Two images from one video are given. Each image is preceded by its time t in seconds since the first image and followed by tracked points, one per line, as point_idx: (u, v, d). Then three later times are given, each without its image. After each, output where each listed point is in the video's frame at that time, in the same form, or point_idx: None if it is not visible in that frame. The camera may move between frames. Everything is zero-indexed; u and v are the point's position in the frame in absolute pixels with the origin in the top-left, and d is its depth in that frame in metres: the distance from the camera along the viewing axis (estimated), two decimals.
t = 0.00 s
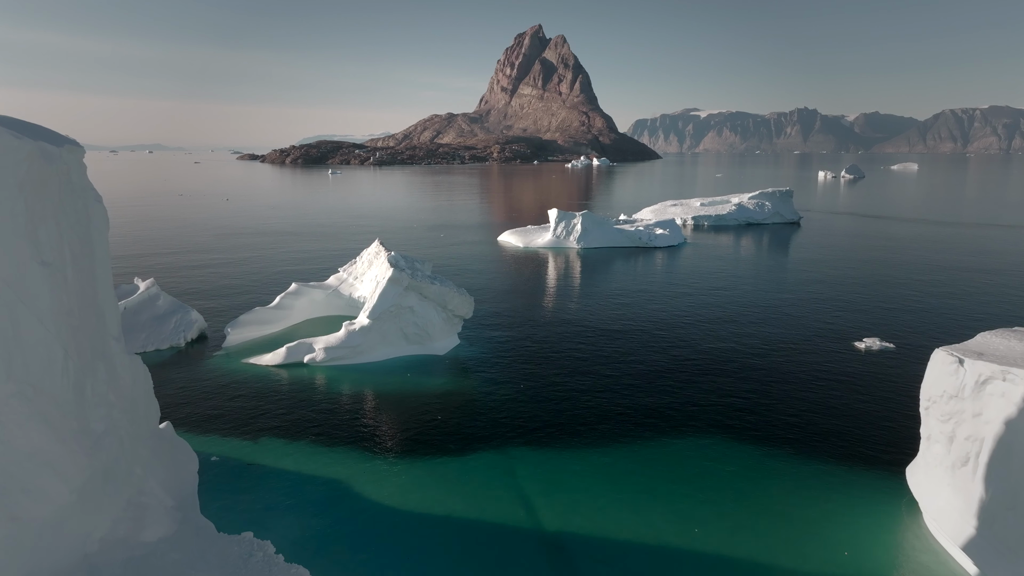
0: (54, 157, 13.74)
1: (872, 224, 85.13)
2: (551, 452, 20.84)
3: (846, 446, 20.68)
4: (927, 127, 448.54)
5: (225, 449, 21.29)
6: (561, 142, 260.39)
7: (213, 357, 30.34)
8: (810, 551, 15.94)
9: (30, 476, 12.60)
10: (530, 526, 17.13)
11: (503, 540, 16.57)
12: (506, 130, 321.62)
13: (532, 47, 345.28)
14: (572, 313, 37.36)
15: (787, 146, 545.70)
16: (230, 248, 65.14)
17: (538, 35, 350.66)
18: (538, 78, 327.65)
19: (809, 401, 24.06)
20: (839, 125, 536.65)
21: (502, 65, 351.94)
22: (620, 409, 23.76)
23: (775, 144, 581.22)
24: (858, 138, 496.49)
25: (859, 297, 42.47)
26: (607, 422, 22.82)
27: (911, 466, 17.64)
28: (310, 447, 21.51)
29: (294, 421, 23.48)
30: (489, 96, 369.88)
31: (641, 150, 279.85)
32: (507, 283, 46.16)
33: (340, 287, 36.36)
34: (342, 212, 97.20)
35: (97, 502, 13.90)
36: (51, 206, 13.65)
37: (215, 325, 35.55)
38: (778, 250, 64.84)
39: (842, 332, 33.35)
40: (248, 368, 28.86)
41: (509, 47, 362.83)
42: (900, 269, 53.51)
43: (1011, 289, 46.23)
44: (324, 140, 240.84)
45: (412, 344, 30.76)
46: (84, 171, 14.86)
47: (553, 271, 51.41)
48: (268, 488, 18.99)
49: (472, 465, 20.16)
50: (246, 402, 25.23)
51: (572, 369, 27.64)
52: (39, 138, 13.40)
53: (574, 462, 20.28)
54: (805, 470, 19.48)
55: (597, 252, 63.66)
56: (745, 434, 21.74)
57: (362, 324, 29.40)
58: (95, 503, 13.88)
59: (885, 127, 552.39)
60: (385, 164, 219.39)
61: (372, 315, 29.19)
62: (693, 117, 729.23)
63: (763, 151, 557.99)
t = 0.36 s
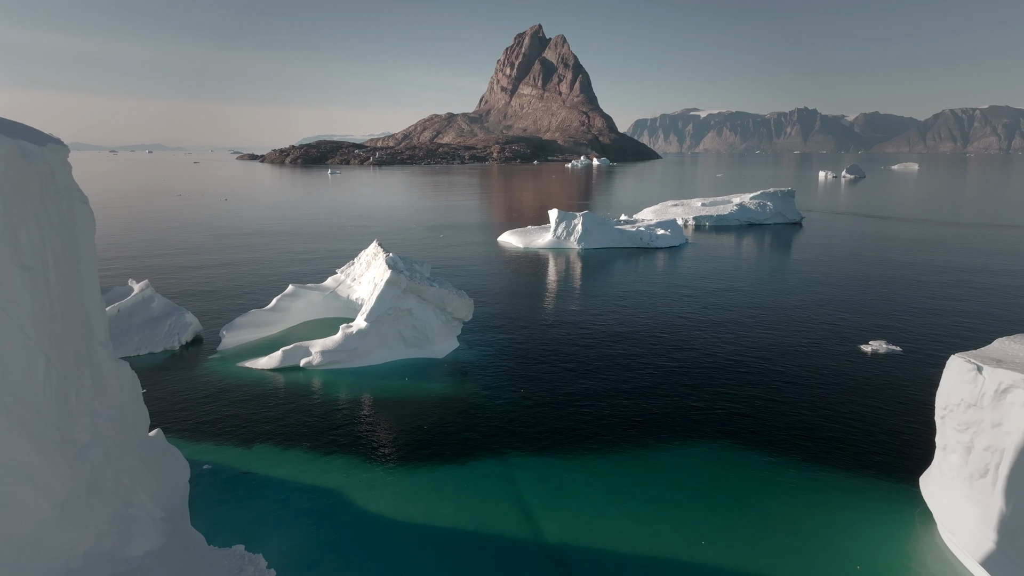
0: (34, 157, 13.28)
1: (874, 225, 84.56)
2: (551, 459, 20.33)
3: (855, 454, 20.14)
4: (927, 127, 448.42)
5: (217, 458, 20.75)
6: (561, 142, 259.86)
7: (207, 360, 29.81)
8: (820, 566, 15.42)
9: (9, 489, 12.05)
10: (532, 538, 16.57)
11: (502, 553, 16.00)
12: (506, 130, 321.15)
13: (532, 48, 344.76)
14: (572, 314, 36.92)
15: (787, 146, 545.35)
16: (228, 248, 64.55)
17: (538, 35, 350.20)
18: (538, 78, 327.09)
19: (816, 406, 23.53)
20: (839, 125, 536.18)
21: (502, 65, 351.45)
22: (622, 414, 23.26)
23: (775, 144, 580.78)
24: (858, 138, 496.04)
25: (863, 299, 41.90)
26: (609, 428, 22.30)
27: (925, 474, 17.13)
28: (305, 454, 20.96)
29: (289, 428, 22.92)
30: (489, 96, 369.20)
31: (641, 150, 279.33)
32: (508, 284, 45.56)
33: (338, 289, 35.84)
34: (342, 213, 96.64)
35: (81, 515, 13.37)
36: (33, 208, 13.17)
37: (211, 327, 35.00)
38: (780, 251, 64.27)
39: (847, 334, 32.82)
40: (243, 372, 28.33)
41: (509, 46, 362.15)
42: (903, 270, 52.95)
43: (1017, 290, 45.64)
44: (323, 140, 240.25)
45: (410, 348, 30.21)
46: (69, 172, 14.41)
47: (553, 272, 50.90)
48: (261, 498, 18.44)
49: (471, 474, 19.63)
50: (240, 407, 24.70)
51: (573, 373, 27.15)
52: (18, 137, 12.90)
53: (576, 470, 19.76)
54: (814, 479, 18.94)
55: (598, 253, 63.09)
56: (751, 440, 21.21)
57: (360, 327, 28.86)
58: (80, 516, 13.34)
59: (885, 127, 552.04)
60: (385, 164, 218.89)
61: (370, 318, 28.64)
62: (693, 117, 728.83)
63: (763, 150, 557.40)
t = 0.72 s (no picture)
0: (12, 157, 12.70)
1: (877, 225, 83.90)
2: (553, 467, 19.78)
3: (865, 462, 19.62)
4: (927, 127, 447.95)
5: (209, 467, 20.18)
6: (561, 142, 259.31)
7: (202, 364, 29.25)
8: None
9: None
10: (532, 552, 16.02)
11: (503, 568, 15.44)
12: (506, 130, 320.61)
13: (532, 48, 344.23)
14: (573, 316, 36.39)
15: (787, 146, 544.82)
16: (225, 249, 63.93)
17: (537, 35, 349.78)
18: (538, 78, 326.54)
19: (823, 412, 23.00)
20: (840, 125, 535.77)
21: (502, 65, 351.00)
22: (626, 420, 22.69)
23: (776, 144, 580.31)
24: (858, 138, 495.49)
25: (868, 301, 41.32)
26: (612, 434, 21.75)
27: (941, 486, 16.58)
28: (300, 463, 20.41)
29: (284, 435, 22.35)
30: (489, 96, 368.51)
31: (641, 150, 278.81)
32: (507, 286, 44.92)
33: (335, 291, 35.30)
34: (341, 213, 96.07)
35: (62, 531, 12.77)
36: (13, 210, 12.57)
37: (206, 330, 34.44)
38: (782, 252, 63.70)
39: (854, 337, 32.26)
40: (238, 376, 27.77)
41: (509, 46, 361.43)
42: (908, 271, 52.31)
43: None
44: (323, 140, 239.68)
45: (408, 352, 29.65)
46: (50, 172, 13.84)
47: (554, 274, 50.35)
48: (254, 509, 17.89)
49: (470, 483, 19.08)
50: (234, 413, 24.14)
51: (575, 377, 26.60)
52: None
53: (578, 479, 19.22)
54: (823, 488, 18.41)
55: (599, 254, 62.55)
56: (758, 447, 20.68)
57: (357, 331, 28.31)
58: (61, 532, 12.72)
59: (885, 127, 551.59)
60: (385, 164, 218.28)
61: (367, 321, 28.10)
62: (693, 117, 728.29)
63: (763, 151, 556.93)
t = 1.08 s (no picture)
0: None
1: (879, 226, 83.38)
2: (555, 476, 19.23)
3: (875, 470, 19.07)
4: (927, 127, 447.76)
5: (200, 476, 19.60)
6: (561, 142, 258.86)
7: (196, 368, 28.69)
8: None
9: None
10: (534, 566, 15.47)
11: None
12: (506, 130, 320.25)
13: (532, 48, 343.84)
14: (574, 318, 35.86)
15: (787, 146, 544.55)
16: (223, 249, 63.37)
17: (537, 35, 349.41)
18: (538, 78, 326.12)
19: (831, 417, 22.45)
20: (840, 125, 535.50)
21: (502, 66, 350.67)
22: (630, 427, 22.11)
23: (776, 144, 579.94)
24: (858, 138, 495.29)
25: (872, 303, 40.79)
26: (616, 440, 21.19)
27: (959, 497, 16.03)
28: (294, 472, 19.82)
29: (278, 442, 21.77)
30: (489, 96, 368.10)
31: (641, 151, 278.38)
32: (507, 288, 44.35)
33: (333, 293, 34.76)
34: (340, 213, 95.59)
35: (43, 548, 12.19)
36: None
37: (201, 333, 33.88)
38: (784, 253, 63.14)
39: (859, 341, 31.74)
40: (233, 381, 27.20)
41: (509, 47, 361.32)
42: (912, 273, 51.74)
43: None
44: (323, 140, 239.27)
45: (406, 356, 29.07)
46: (30, 172, 13.29)
47: (555, 275, 49.81)
48: (245, 522, 17.33)
49: (469, 493, 18.53)
50: (227, 419, 23.56)
51: (577, 382, 26.03)
52: None
53: (580, 488, 18.67)
54: (833, 499, 17.85)
55: (599, 255, 62.02)
56: (766, 455, 20.10)
57: (354, 335, 27.73)
58: (40, 550, 12.11)
59: (885, 127, 551.29)
60: (385, 164, 217.82)
61: (364, 325, 27.54)
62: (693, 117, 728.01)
63: (763, 151, 556.67)
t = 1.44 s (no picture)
0: None
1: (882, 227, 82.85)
2: (557, 487, 18.63)
3: (887, 480, 18.50)
4: (927, 127, 447.29)
5: (191, 487, 19.00)
6: (561, 142, 258.33)
7: (189, 372, 28.16)
8: None
9: None
10: None
11: None
12: (506, 130, 319.83)
13: (532, 48, 343.29)
14: (575, 321, 35.30)
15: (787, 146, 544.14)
16: (220, 250, 62.78)
17: (537, 36, 348.92)
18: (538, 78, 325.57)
19: (841, 424, 21.87)
20: (840, 125, 535.09)
21: (502, 66, 350.16)
22: (635, 434, 21.48)
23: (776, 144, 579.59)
24: (858, 138, 494.83)
25: (876, 305, 40.30)
26: (620, 449, 20.56)
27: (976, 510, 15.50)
28: (288, 483, 19.22)
29: (272, 451, 21.15)
30: (489, 97, 367.61)
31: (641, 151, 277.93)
32: (508, 290, 43.80)
33: (330, 296, 34.25)
34: (339, 214, 95.07)
35: (21, 568, 11.59)
36: None
37: (196, 336, 33.32)
38: (786, 254, 62.58)
39: (865, 344, 31.23)
40: (227, 386, 26.65)
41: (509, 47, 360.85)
42: (916, 274, 51.20)
43: None
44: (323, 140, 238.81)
45: (404, 360, 28.51)
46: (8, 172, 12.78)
47: (555, 277, 49.28)
48: (237, 536, 16.75)
49: (469, 504, 17.94)
50: (220, 426, 22.95)
51: (579, 387, 25.41)
52: None
53: (583, 499, 18.07)
54: (846, 510, 17.25)
55: (600, 255, 61.48)
56: (775, 464, 19.50)
57: (350, 339, 27.18)
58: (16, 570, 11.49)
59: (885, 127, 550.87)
60: (384, 164, 217.32)
61: (361, 329, 26.99)
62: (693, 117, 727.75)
63: (763, 150, 556.52)
